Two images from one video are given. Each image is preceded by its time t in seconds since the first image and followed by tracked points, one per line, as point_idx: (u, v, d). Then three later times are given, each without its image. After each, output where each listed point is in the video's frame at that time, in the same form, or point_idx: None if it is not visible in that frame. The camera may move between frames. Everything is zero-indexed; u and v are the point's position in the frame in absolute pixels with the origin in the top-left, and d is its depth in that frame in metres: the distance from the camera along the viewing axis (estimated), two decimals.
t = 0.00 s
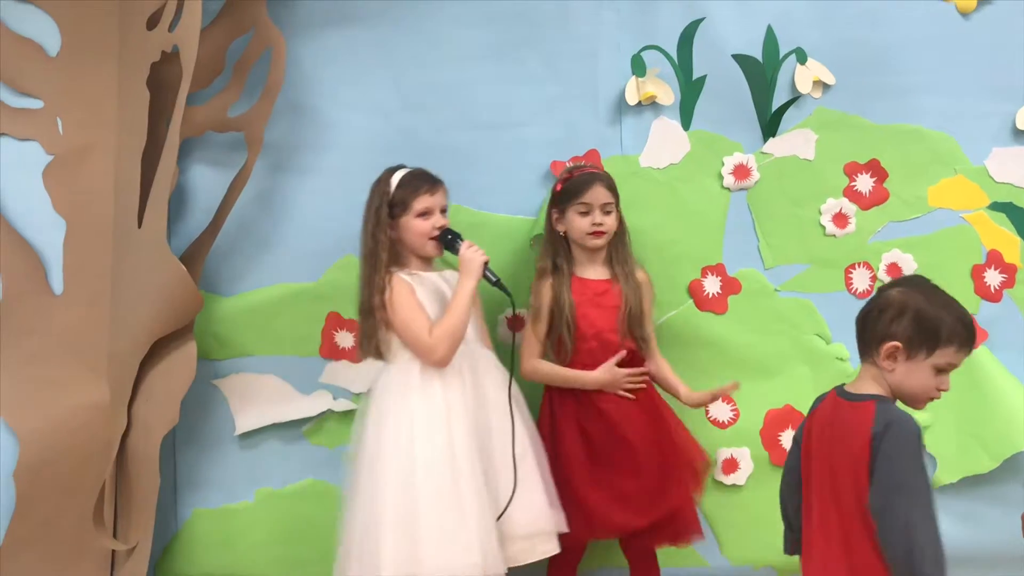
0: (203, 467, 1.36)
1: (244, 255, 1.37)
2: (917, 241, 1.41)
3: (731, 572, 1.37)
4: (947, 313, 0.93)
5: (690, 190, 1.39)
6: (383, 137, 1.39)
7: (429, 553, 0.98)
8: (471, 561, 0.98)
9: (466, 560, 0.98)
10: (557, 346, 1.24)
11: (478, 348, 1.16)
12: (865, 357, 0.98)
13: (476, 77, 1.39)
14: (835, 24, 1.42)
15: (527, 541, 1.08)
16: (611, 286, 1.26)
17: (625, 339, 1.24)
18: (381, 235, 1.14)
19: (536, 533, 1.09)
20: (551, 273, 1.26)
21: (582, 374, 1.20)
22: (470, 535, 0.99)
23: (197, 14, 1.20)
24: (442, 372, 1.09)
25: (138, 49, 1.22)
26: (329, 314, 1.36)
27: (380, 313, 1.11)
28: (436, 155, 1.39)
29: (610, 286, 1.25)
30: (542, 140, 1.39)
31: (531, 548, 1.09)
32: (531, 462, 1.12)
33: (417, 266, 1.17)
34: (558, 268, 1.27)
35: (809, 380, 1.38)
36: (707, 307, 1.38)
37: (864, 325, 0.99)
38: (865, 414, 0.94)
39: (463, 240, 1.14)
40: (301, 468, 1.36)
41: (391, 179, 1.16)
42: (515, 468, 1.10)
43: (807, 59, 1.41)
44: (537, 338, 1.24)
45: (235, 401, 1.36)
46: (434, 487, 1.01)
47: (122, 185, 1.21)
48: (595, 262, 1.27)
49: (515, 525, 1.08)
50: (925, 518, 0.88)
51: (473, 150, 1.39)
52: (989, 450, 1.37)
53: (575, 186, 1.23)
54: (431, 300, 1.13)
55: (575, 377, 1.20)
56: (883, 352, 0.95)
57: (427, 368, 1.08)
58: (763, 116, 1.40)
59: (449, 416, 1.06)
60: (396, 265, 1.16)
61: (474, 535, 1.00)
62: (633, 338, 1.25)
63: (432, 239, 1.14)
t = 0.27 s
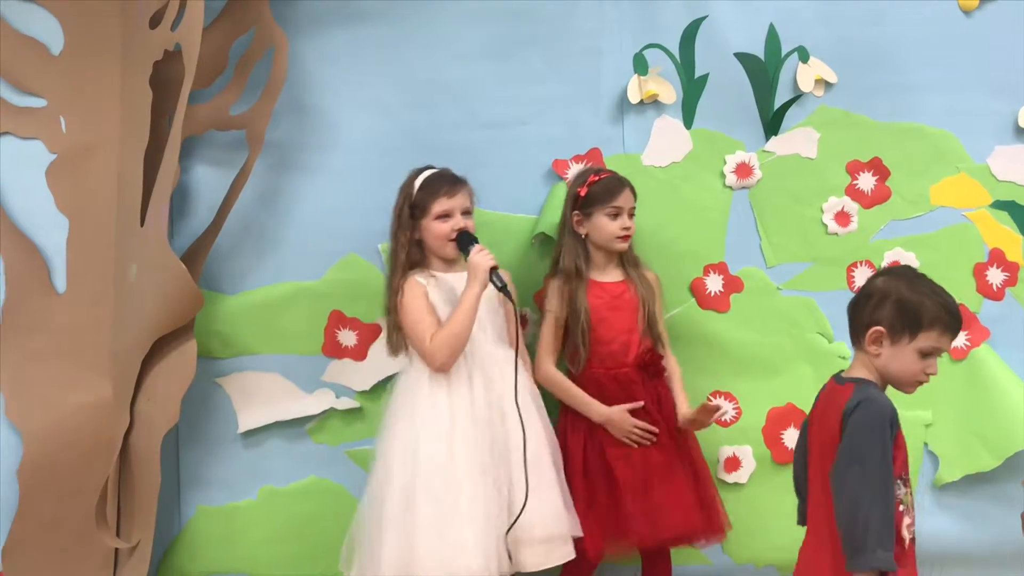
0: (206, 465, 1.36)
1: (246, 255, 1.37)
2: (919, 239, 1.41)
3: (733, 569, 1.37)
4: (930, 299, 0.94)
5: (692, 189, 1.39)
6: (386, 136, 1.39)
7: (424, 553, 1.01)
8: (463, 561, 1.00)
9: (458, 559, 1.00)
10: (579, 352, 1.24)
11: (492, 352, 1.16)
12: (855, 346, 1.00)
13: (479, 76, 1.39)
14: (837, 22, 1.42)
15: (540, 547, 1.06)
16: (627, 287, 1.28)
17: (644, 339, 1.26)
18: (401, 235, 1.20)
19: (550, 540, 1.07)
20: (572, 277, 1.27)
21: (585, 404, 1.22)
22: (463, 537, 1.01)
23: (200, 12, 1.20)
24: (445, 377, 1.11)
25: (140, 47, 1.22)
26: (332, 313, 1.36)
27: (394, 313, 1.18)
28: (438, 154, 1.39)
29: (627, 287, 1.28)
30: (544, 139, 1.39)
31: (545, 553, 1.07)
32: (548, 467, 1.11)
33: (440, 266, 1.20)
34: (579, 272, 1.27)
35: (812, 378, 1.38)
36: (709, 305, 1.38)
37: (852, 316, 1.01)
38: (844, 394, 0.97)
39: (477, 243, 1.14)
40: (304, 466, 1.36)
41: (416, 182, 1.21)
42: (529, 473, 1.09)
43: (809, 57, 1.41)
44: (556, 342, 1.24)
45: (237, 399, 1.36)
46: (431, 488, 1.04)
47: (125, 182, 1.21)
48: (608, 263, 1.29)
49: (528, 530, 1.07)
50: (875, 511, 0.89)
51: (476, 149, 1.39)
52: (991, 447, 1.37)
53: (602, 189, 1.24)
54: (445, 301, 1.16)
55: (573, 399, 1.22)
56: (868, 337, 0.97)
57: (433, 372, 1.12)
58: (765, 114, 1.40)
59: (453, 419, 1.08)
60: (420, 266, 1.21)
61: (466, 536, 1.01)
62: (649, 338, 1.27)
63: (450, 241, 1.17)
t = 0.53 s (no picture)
0: (209, 465, 1.36)
1: (248, 256, 1.37)
2: (922, 239, 1.41)
3: (736, 570, 1.36)
4: (933, 290, 0.95)
5: (694, 189, 1.39)
6: (388, 136, 1.39)
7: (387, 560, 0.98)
8: (418, 568, 0.96)
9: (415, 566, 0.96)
10: (583, 355, 1.24)
11: (484, 363, 1.12)
12: (869, 345, 1.00)
13: (481, 76, 1.39)
14: (840, 22, 1.42)
15: (517, 562, 0.99)
16: (630, 291, 1.28)
17: (647, 343, 1.27)
18: (402, 243, 1.22)
19: (527, 556, 0.99)
20: (574, 279, 1.27)
21: (582, 416, 1.20)
22: (425, 544, 0.97)
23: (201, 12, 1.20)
24: (427, 390, 1.09)
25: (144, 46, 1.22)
26: (334, 313, 1.36)
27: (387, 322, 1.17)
28: (440, 154, 1.39)
29: (630, 291, 1.28)
30: (546, 139, 1.39)
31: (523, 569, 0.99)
32: (534, 482, 1.04)
33: (440, 275, 1.19)
34: (581, 275, 1.27)
35: (814, 378, 1.38)
36: (712, 305, 1.38)
37: (863, 316, 1.02)
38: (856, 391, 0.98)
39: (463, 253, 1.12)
40: (307, 466, 1.36)
41: (415, 191, 1.21)
42: (510, 487, 1.03)
43: (811, 57, 1.40)
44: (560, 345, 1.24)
45: (240, 399, 1.36)
46: (401, 495, 1.02)
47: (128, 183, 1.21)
48: (612, 267, 1.29)
49: (506, 544, 1.00)
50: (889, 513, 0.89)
51: (479, 149, 1.39)
52: (993, 447, 1.37)
53: (606, 191, 1.25)
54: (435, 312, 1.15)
55: (575, 411, 1.20)
56: (879, 334, 0.98)
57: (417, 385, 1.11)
58: (767, 114, 1.40)
59: (433, 427, 1.06)
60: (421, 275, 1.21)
61: (427, 543, 0.97)
62: (652, 344, 1.27)
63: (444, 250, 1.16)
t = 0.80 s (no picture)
0: (213, 465, 1.37)
1: (252, 257, 1.37)
2: (925, 241, 1.41)
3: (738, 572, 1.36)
4: (940, 292, 0.95)
5: (697, 191, 1.39)
6: (391, 138, 1.39)
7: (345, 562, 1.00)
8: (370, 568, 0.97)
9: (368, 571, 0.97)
10: (563, 350, 1.25)
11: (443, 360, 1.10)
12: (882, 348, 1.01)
13: (483, 78, 1.40)
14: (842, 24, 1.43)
15: (467, 563, 0.99)
16: (615, 287, 1.26)
17: (629, 340, 1.26)
18: (376, 238, 1.21)
19: (477, 557, 0.98)
20: (558, 274, 1.27)
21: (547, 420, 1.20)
22: (376, 548, 0.98)
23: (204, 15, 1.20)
24: (386, 387, 1.09)
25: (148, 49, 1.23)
26: (338, 314, 1.37)
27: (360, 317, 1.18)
28: (442, 156, 1.39)
29: (616, 287, 1.26)
30: (548, 140, 1.40)
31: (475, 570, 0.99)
32: (488, 480, 1.03)
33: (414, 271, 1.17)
34: (566, 270, 1.27)
35: (817, 380, 1.38)
36: (715, 307, 1.38)
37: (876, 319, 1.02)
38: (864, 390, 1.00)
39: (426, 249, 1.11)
40: (310, 467, 1.36)
41: (387, 185, 1.20)
42: (464, 485, 1.02)
43: (814, 59, 1.41)
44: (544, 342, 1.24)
45: (243, 400, 1.36)
46: (360, 494, 1.03)
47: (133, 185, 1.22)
48: (599, 263, 1.28)
49: (456, 545, 0.99)
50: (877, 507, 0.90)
51: (481, 150, 1.39)
52: (997, 449, 1.37)
53: (589, 186, 1.24)
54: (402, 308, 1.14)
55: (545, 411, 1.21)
56: (889, 336, 0.98)
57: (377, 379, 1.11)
58: (770, 116, 1.40)
59: (390, 427, 1.06)
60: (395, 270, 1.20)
61: (380, 548, 0.98)
62: (633, 341, 1.26)
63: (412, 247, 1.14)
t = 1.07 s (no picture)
0: (219, 466, 1.37)
1: (259, 258, 1.38)
2: (932, 242, 1.41)
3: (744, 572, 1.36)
4: (957, 290, 0.96)
5: (703, 192, 1.39)
6: (397, 139, 1.39)
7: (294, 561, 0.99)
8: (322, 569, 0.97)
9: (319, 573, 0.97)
10: (547, 356, 1.24)
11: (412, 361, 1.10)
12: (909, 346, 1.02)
13: (489, 79, 1.40)
14: (849, 25, 1.42)
15: (421, 565, 1.00)
16: (602, 292, 1.26)
17: (614, 345, 1.24)
18: (342, 237, 1.21)
19: (432, 560, 0.99)
20: (545, 280, 1.27)
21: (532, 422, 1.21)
22: (327, 549, 0.97)
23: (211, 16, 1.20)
24: (350, 387, 1.09)
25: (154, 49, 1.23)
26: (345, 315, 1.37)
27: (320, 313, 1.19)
28: (448, 157, 1.39)
29: (603, 292, 1.26)
30: (554, 141, 1.40)
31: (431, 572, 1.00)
32: (447, 485, 1.03)
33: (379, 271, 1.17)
34: (552, 275, 1.27)
35: (824, 381, 1.38)
36: (721, 308, 1.38)
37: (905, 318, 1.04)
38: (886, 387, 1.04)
39: (396, 251, 1.10)
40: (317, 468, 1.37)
41: (355, 185, 1.19)
42: (422, 489, 1.03)
43: (820, 60, 1.41)
44: (533, 344, 1.24)
45: (251, 401, 1.36)
46: (316, 494, 1.02)
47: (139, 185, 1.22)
48: (586, 268, 1.27)
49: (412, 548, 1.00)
50: (876, 494, 0.94)
51: (486, 151, 1.39)
52: (1003, 451, 1.36)
53: (575, 196, 1.23)
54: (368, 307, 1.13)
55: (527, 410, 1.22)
56: (912, 334, 1.00)
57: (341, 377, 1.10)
58: (776, 118, 1.40)
59: (349, 428, 1.06)
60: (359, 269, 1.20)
61: (330, 549, 0.97)
62: (620, 345, 1.25)
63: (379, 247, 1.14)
